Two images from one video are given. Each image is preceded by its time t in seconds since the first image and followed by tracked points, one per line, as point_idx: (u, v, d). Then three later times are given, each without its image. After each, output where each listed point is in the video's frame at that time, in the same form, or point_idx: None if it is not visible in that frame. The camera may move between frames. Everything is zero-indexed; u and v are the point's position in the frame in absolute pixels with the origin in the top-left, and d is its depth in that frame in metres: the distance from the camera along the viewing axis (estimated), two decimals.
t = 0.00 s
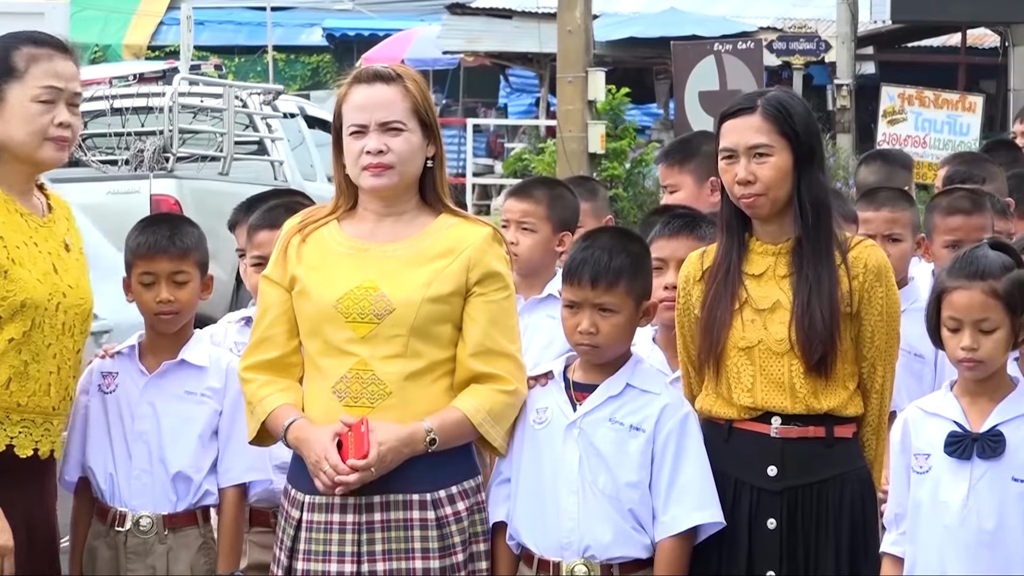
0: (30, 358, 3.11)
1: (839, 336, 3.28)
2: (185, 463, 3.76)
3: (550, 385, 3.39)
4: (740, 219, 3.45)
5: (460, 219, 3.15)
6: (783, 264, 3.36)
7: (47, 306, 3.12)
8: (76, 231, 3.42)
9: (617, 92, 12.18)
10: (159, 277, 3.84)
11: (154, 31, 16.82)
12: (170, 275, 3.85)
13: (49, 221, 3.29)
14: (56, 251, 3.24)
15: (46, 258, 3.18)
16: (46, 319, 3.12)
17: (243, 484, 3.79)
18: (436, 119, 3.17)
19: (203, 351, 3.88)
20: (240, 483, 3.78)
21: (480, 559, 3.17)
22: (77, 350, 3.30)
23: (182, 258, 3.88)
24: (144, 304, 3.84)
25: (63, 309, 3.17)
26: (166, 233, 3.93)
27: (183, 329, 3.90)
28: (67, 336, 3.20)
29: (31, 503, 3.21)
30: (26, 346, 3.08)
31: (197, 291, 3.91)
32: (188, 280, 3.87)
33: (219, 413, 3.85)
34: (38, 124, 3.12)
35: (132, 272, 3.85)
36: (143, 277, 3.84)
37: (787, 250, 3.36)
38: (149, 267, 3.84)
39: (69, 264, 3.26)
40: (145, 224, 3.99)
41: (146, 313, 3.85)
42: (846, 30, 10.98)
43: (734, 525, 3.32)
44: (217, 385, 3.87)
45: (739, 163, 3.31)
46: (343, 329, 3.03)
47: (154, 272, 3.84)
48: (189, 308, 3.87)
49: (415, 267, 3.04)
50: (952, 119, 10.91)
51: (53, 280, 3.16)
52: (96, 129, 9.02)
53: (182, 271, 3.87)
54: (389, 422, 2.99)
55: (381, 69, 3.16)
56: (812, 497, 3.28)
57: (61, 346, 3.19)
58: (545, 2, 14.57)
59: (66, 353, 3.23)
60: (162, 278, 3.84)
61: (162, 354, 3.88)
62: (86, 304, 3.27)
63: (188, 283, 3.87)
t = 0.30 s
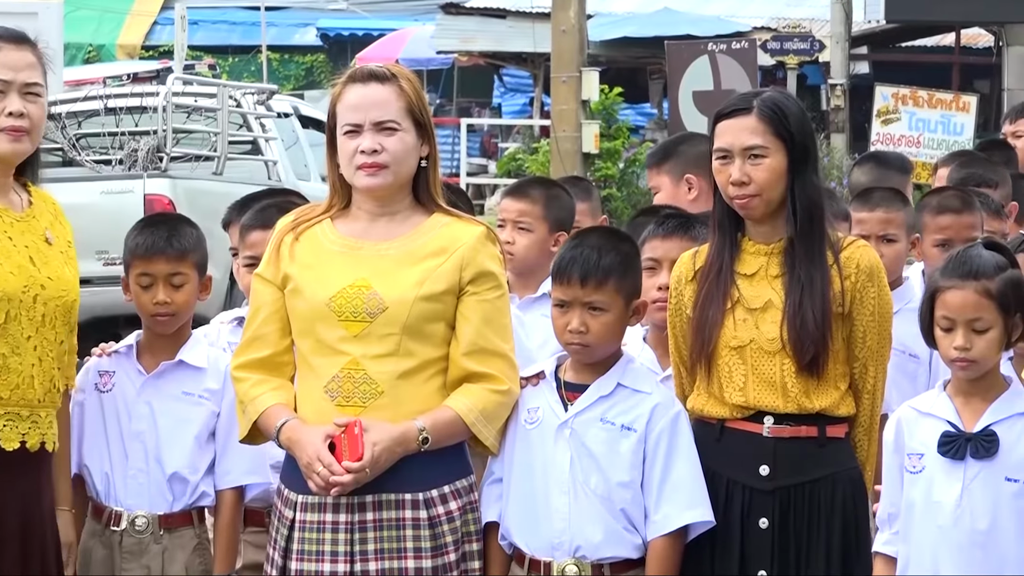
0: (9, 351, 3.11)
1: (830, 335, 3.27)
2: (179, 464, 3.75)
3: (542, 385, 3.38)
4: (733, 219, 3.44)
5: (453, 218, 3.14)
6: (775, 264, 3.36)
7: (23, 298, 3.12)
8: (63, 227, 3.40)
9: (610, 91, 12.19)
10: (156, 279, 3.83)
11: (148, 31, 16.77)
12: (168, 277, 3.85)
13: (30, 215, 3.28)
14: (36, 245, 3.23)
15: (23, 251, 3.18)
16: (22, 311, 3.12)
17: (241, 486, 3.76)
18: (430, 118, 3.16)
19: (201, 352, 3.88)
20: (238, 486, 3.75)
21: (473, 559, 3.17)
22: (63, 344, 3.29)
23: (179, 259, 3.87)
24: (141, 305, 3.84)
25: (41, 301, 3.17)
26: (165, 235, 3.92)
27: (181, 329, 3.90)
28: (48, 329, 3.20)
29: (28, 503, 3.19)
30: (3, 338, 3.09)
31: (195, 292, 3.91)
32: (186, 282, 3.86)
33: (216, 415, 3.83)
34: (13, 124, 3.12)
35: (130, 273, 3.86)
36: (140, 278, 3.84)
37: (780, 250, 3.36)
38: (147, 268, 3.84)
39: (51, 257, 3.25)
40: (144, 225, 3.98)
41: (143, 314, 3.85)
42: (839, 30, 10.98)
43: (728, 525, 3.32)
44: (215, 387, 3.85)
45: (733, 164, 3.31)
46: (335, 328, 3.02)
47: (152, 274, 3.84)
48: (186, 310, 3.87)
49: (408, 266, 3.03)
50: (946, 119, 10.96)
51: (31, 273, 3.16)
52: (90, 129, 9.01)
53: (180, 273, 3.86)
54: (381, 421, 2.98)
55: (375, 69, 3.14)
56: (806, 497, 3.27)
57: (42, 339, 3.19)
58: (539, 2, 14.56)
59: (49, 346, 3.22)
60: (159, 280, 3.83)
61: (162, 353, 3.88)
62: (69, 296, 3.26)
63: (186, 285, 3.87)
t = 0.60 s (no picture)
0: None
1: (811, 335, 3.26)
2: (167, 463, 3.72)
3: (523, 385, 3.36)
4: (715, 219, 3.43)
5: (434, 218, 3.12)
6: (756, 264, 3.34)
7: None
8: (42, 226, 3.34)
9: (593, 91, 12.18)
10: (138, 279, 3.80)
11: (130, 31, 16.68)
12: (150, 276, 3.81)
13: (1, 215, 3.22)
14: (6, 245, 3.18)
15: None
16: None
17: (227, 485, 3.72)
18: (413, 118, 3.14)
19: (187, 351, 3.86)
20: (224, 483, 3.71)
21: (455, 558, 3.15)
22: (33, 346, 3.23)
23: (162, 258, 3.84)
24: (125, 305, 3.81)
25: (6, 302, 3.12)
26: (147, 234, 3.89)
27: (166, 328, 3.87)
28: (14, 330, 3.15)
29: None
30: None
31: (179, 291, 3.88)
32: (169, 281, 3.83)
33: (202, 413, 3.81)
34: None
35: (113, 273, 3.83)
36: (123, 278, 3.82)
37: (761, 250, 3.35)
38: (129, 268, 3.81)
39: (20, 257, 3.20)
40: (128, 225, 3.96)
41: (127, 314, 3.82)
42: (823, 30, 10.99)
43: (712, 525, 3.30)
44: (201, 385, 3.83)
45: (715, 164, 3.29)
46: (317, 328, 3.00)
47: (134, 273, 3.81)
48: (169, 309, 3.83)
49: (390, 266, 3.01)
50: (929, 119, 10.96)
51: None
52: (72, 129, 8.96)
53: (162, 272, 3.83)
54: (362, 421, 2.95)
55: (357, 69, 3.12)
56: (791, 497, 3.26)
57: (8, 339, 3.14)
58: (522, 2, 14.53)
59: (17, 347, 3.17)
60: (142, 279, 3.81)
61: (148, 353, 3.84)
62: (38, 296, 3.20)
63: (168, 284, 3.83)
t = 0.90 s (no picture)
0: None
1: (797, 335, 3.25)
2: (161, 465, 3.69)
3: (509, 385, 3.34)
4: (701, 219, 3.41)
5: (419, 218, 3.09)
6: (742, 264, 3.33)
7: None
8: (33, 227, 3.30)
9: (581, 92, 12.18)
10: (124, 278, 3.76)
11: (117, 31, 16.62)
12: (136, 275, 3.77)
13: None
14: None
15: None
16: None
17: (218, 484, 3.69)
18: (396, 119, 3.12)
19: (176, 351, 3.83)
20: (216, 483, 3.68)
21: (442, 559, 3.13)
22: (24, 347, 3.19)
23: (147, 257, 3.81)
24: (112, 304, 3.78)
25: None
26: (133, 232, 3.85)
27: (155, 326, 3.83)
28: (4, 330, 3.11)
29: None
30: None
31: (166, 289, 3.84)
32: (155, 280, 3.79)
33: (192, 413, 3.77)
34: None
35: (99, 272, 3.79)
36: (109, 277, 3.78)
37: (747, 250, 3.33)
38: (115, 267, 3.77)
39: (9, 258, 3.16)
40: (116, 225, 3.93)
41: (114, 312, 3.78)
42: (809, 30, 10.99)
43: (701, 526, 3.28)
44: (191, 385, 3.80)
45: (701, 164, 3.28)
46: (301, 329, 2.97)
47: (120, 272, 3.77)
48: (157, 308, 3.79)
49: (375, 267, 2.99)
50: (915, 119, 10.96)
51: None
52: (60, 130, 8.92)
53: (148, 270, 3.79)
54: (346, 422, 2.93)
55: (341, 69, 3.10)
56: (780, 497, 3.24)
57: None
58: (509, 2, 14.51)
59: (7, 349, 3.13)
60: (129, 278, 3.77)
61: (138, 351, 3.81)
62: (26, 297, 3.16)
63: (155, 282, 3.79)
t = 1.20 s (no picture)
0: None
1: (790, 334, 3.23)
2: (146, 464, 3.67)
3: (498, 386, 3.32)
4: (692, 219, 3.40)
5: (408, 218, 3.08)
6: (735, 264, 3.32)
7: None
8: (25, 227, 3.28)
9: (572, 92, 12.18)
10: (112, 271, 3.77)
11: (108, 31, 16.59)
12: (124, 269, 3.78)
13: None
14: None
15: None
16: None
17: (207, 482, 3.67)
18: (385, 120, 3.10)
19: (162, 349, 3.80)
20: (203, 481, 3.66)
21: (431, 559, 3.11)
22: (17, 348, 3.17)
23: (135, 252, 3.80)
24: (98, 299, 3.76)
25: None
26: (122, 227, 3.86)
27: (140, 324, 3.81)
28: None
29: None
30: None
31: (153, 286, 3.83)
32: (143, 275, 3.79)
33: (179, 412, 3.75)
34: None
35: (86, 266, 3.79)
36: (96, 270, 3.77)
37: (740, 249, 3.32)
38: (102, 261, 3.77)
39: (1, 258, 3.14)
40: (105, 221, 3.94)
41: (99, 307, 3.77)
42: (801, 30, 10.98)
43: (691, 526, 3.27)
44: (176, 384, 3.77)
45: (693, 165, 3.26)
46: (290, 329, 2.96)
47: (108, 266, 3.77)
48: (144, 303, 3.78)
49: (364, 267, 2.97)
50: (907, 119, 11.01)
51: None
52: (51, 129, 8.89)
53: (136, 265, 3.79)
54: (334, 423, 2.91)
55: (330, 69, 3.08)
56: (771, 497, 3.23)
57: None
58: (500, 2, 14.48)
59: None
60: (116, 272, 3.77)
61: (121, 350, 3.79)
62: (20, 297, 3.14)
63: (142, 277, 3.79)
